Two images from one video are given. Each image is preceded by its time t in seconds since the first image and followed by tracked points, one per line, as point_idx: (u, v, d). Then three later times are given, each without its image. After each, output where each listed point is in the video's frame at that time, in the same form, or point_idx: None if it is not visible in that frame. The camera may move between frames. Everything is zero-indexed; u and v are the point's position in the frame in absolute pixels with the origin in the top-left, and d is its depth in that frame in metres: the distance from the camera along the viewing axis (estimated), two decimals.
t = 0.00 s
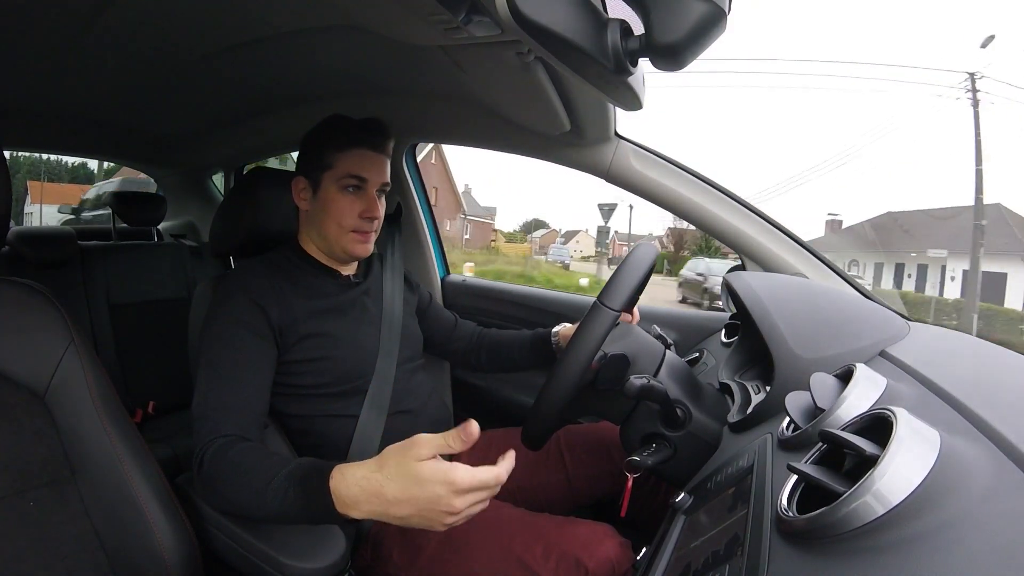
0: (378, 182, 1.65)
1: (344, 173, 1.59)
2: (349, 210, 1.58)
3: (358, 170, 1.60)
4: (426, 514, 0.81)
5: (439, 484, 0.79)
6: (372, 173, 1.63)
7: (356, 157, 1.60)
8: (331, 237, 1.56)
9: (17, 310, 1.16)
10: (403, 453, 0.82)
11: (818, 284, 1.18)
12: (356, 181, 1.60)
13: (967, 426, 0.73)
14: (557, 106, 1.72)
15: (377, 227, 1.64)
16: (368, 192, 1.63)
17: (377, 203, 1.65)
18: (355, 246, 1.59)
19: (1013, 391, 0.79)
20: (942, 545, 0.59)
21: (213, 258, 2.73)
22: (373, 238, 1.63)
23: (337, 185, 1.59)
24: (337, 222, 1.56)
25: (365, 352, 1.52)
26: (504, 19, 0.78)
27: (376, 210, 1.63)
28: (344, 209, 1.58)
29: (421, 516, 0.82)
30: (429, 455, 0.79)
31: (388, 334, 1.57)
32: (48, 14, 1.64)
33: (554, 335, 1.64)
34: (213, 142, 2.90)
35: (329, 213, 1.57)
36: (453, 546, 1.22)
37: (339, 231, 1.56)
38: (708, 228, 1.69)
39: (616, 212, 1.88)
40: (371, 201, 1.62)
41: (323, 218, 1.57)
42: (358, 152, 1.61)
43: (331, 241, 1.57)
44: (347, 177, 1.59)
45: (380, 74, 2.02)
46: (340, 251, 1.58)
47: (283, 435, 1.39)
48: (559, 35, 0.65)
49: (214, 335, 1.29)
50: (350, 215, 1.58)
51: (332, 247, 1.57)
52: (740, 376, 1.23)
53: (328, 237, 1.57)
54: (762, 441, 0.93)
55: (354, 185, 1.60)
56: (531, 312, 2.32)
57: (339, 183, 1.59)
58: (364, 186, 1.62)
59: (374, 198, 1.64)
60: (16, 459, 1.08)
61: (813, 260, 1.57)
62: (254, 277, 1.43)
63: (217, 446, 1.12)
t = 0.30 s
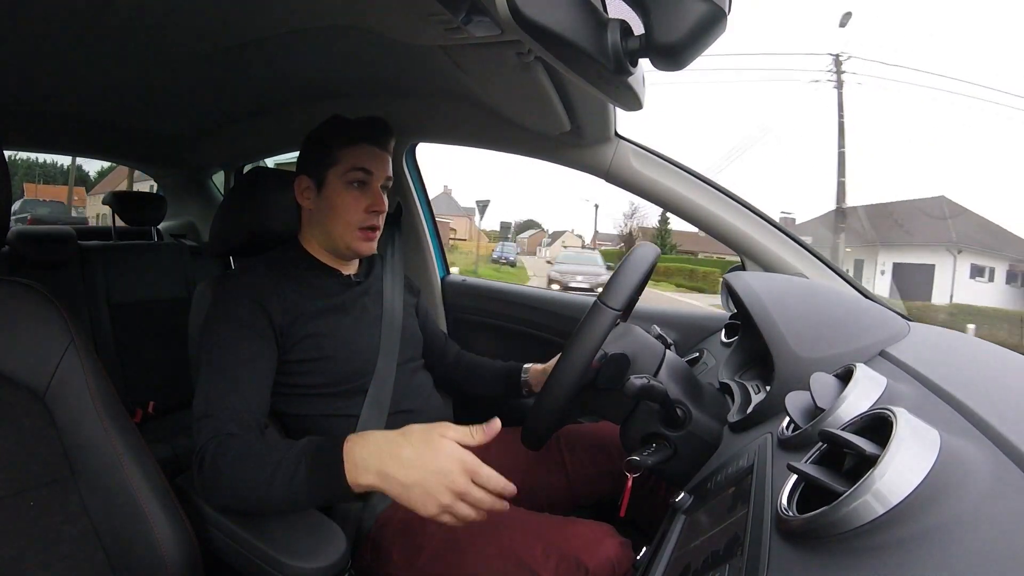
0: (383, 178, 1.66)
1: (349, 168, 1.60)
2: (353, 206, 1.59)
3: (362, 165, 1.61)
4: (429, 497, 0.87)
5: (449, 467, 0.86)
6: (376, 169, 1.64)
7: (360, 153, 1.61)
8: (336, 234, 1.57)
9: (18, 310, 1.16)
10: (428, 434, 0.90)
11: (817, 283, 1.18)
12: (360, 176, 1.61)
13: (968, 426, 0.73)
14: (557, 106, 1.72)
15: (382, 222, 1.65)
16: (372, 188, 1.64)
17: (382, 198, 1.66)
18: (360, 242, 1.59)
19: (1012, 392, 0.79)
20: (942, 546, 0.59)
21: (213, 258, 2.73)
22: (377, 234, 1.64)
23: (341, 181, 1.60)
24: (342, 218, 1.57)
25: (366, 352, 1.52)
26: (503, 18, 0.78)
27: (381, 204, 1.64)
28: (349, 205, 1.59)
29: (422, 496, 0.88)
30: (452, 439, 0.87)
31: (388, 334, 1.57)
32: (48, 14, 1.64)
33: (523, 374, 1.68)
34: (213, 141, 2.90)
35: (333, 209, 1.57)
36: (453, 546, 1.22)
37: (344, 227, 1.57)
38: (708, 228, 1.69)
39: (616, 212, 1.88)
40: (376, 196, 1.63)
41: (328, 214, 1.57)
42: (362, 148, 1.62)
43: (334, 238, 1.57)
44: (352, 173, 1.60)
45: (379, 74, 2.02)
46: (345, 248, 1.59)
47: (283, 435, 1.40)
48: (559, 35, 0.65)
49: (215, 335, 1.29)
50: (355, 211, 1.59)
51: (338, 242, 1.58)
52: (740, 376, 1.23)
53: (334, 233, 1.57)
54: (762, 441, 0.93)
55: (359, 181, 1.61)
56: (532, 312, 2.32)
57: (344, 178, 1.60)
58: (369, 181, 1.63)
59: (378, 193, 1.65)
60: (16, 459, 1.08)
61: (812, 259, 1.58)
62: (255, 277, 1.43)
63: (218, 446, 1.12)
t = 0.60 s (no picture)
0: (382, 179, 1.66)
1: (349, 169, 1.60)
2: (353, 207, 1.59)
3: (362, 166, 1.61)
4: (451, 476, 0.93)
5: (463, 434, 0.92)
6: (376, 170, 1.64)
7: (359, 153, 1.61)
8: (335, 234, 1.57)
9: (18, 310, 1.16)
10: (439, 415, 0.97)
11: (817, 284, 1.18)
12: (360, 177, 1.61)
13: (968, 425, 0.73)
14: (557, 106, 1.72)
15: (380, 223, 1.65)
16: (371, 189, 1.63)
17: (381, 199, 1.66)
18: (359, 242, 1.59)
19: (1014, 392, 0.79)
20: (942, 547, 0.59)
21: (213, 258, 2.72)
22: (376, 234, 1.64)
23: (340, 181, 1.60)
24: (341, 218, 1.57)
25: (366, 352, 1.52)
26: (504, 19, 0.78)
27: (380, 205, 1.64)
28: (348, 205, 1.58)
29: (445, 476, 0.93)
30: (463, 418, 0.93)
31: (388, 334, 1.57)
32: (48, 14, 1.64)
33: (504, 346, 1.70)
34: (213, 141, 2.90)
35: (332, 209, 1.57)
36: (453, 546, 1.22)
37: (344, 227, 1.57)
38: (708, 228, 1.69)
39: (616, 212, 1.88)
40: (375, 197, 1.63)
41: (327, 215, 1.57)
42: (362, 148, 1.61)
43: (334, 238, 1.57)
44: (352, 174, 1.60)
45: (379, 74, 2.02)
46: (344, 249, 1.58)
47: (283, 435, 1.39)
48: (560, 36, 0.65)
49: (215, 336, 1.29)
50: (354, 211, 1.59)
51: (337, 242, 1.57)
52: (740, 376, 1.23)
53: (333, 232, 1.57)
54: (762, 441, 0.93)
55: (358, 181, 1.61)
56: (532, 312, 2.31)
57: (344, 179, 1.60)
58: (368, 182, 1.63)
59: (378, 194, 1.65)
60: (16, 459, 1.08)
61: (812, 259, 1.57)
62: (255, 277, 1.43)
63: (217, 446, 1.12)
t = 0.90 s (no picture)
0: (375, 176, 1.64)
1: (341, 168, 1.59)
2: (347, 206, 1.59)
3: (355, 164, 1.60)
4: (491, 472, 1.07)
5: (496, 441, 1.06)
6: (368, 167, 1.62)
7: (352, 152, 1.60)
8: (332, 235, 1.57)
9: (18, 310, 1.16)
10: (472, 425, 1.10)
11: (817, 283, 1.18)
12: (352, 176, 1.60)
13: (968, 425, 0.73)
14: (557, 105, 1.72)
15: (376, 221, 1.64)
16: (365, 187, 1.62)
17: (375, 197, 1.64)
18: (354, 242, 1.59)
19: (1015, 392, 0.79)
20: (941, 546, 0.59)
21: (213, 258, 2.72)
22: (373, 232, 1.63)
23: (334, 181, 1.59)
24: (336, 219, 1.57)
25: (366, 352, 1.52)
26: (505, 19, 0.78)
27: (374, 203, 1.63)
28: (343, 205, 1.58)
29: (486, 471, 1.07)
30: (495, 424, 1.08)
31: (389, 334, 1.57)
32: (48, 15, 1.64)
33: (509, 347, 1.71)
34: (213, 142, 2.90)
35: (326, 210, 1.57)
36: (453, 546, 1.22)
37: (337, 228, 1.57)
38: (708, 228, 1.69)
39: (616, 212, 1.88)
40: (368, 195, 1.62)
41: (323, 216, 1.57)
42: (353, 147, 1.60)
43: (331, 239, 1.57)
44: (344, 173, 1.60)
45: (379, 74, 2.02)
46: (342, 249, 1.59)
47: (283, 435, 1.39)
48: (560, 36, 0.65)
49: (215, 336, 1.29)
50: (348, 211, 1.58)
51: (335, 243, 1.58)
52: (740, 376, 1.23)
53: (331, 233, 1.57)
54: (762, 441, 0.93)
55: (350, 180, 1.60)
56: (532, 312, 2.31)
57: (337, 179, 1.59)
58: (359, 180, 1.62)
59: (372, 192, 1.64)
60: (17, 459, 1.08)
61: (812, 259, 1.57)
62: (256, 277, 1.43)
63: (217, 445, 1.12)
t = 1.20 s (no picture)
0: (375, 171, 1.64)
1: (341, 165, 1.59)
2: (349, 202, 1.58)
3: (354, 162, 1.60)
4: (492, 467, 1.09)
5: (499, 437, 1.07)
6: (368, 163, 1.62)
7: (350, 149, 1.60)
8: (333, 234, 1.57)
9: (18, 311, 1.16)
10: (474, 422, 1.12)
11: (816, 283, 1.18)
12: (352, 171, 1.60)
13: (968, 425, 0.74)
14: (557, 105, 1.72)
15: (381, 214, 1.64)
16: (366, 182, 1.62)
17: (376, 190, 1.64)
18: (359, 236, 1.59)
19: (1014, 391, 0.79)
20: (941, 546, 0.60)
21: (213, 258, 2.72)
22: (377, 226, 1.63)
23: (334, 179, 1.59)
24: (337, 215, 1.57)
25: (366, 352, 1.52)
26: (505, 19, 0.77)
27: (377, 196, 1.63)
28: (345, 201, 1.58)
29: (486, 467, 1.09)
30: (497, 421, 1.09)
31: (389, 334, 1.57)
32: (48, 15, 1.64)
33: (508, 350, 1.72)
34: (213, 142, 2.90)
35: (327, 208, 1.57)
36: (453, 546, 1.22)
37: (341, 223, 1.57)
38: (709, 228, 1.68)
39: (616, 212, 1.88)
40: (370, 189, 1.62)
41: (325, 214, 1.57)
42: (352, 143, 1.60)
43: (334, 237, 1.57)
44: (344, 170, 1.60)
45: (379, 74, 2.03)
46: (345, 245, 1.59)
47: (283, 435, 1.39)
48: (560, 37, 0.65)
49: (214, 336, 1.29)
50: (351, 206, 1.58)
51: (338, 241, 1.58)
52: (740, 376, 1.23)
53: (333, 231, 1.57)
54: (762, 441, 0.93)
55: (351, 176, 1.60)
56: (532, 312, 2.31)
57: (337, 177, 1.59)
58: (361, 175, 1.62)
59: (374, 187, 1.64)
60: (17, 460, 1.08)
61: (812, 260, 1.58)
62: (255, 277, 1.43)
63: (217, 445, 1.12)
